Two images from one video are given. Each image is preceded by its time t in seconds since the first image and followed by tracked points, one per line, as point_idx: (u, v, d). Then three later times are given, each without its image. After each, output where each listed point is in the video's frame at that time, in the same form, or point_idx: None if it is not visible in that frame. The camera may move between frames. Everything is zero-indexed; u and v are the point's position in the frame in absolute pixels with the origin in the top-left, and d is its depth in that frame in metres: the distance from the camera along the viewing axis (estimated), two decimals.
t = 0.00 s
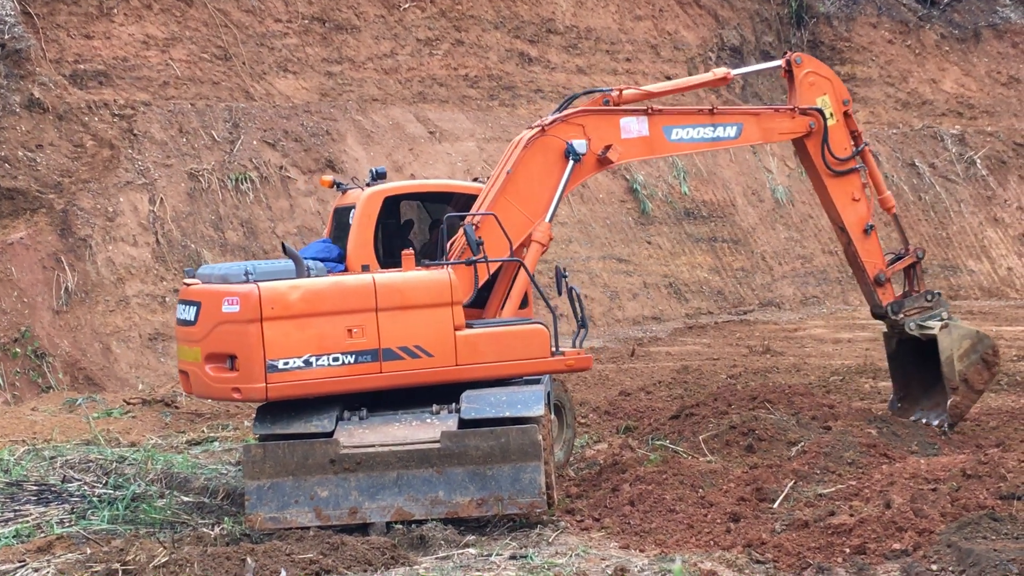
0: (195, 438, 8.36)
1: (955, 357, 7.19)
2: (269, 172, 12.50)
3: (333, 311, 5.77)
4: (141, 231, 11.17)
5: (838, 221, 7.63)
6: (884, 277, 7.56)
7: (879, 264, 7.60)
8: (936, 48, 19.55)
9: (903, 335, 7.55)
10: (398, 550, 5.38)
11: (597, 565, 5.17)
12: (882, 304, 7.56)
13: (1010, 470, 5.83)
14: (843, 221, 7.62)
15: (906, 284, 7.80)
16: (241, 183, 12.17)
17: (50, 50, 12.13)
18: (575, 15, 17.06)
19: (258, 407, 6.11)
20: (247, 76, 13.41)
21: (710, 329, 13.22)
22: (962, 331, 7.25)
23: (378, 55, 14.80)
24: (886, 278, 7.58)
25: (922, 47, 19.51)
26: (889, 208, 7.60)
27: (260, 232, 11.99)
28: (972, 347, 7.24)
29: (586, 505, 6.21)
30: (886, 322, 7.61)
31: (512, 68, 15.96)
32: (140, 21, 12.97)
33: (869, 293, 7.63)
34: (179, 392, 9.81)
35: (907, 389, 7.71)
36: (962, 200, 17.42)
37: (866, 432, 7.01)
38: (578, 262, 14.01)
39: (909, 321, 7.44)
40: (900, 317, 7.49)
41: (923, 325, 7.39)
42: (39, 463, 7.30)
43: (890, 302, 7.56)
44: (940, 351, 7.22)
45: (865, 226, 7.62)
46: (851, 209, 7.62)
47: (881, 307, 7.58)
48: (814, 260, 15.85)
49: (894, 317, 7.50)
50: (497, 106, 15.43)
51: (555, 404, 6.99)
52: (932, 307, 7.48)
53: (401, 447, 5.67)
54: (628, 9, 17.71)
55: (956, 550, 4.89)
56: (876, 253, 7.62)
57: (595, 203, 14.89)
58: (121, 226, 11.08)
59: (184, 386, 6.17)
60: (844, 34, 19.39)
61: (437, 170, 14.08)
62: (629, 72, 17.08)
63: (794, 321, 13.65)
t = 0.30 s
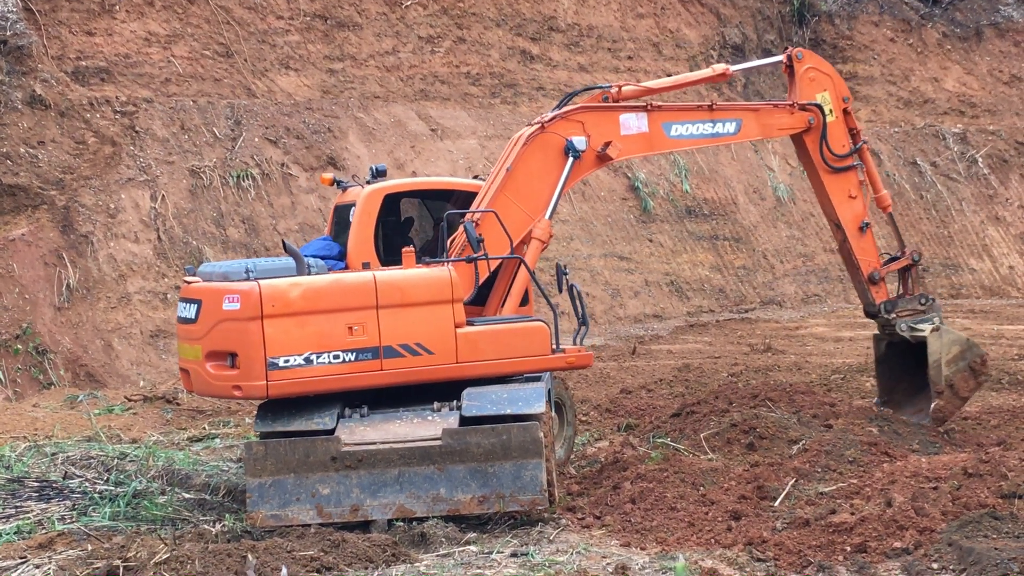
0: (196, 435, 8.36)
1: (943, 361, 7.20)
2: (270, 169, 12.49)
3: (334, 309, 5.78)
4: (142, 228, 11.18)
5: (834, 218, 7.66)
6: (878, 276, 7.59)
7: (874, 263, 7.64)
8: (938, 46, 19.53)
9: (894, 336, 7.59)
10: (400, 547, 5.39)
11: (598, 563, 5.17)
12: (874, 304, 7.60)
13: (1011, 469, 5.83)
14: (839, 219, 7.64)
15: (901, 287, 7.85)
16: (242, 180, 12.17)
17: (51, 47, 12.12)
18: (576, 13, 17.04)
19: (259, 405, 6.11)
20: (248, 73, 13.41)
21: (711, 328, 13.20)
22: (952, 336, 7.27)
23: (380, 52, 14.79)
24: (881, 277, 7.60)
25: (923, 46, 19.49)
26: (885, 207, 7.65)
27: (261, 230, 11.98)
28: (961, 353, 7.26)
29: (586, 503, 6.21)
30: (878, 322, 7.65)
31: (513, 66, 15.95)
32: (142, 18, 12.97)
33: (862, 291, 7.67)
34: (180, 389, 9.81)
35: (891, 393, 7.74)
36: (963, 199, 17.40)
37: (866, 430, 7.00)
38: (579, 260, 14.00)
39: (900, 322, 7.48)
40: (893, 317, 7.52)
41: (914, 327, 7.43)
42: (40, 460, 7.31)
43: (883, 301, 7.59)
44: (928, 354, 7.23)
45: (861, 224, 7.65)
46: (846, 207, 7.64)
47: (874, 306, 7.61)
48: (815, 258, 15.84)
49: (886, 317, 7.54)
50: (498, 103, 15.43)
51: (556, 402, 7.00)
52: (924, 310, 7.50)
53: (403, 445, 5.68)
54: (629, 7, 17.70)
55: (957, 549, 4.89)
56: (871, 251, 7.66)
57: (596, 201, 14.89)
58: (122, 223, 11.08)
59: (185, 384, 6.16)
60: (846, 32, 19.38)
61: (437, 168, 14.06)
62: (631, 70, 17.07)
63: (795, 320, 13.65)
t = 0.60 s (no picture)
0: (196, 435, 8.36)
1: (921, 370, 7.38)
2: (271, 169, 12.49)
3: (339, 309, 5.78)
4: (143, 228, 11.18)
5: (826, 218, 7.81)
6: (865, 279, 7.75)
7: (860, 265, 7.80)
8: (939, 47, 19.53)
9: (874, 342, 7.76)
10: (400, 547, 5.38)
11: (599, 564, 5.17)
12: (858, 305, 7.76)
13: (1012, 469, 5.83)
14: (830, 219, 7.80)
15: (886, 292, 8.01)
16: (243, 180, 12.17)
17: (53, 47, 12.13)
18: (577, 13, 17.05)
19: (262, 405, 6.10)
20: (249, 73, 13.41)
21: (712, 328, 13.21)
22: (932, 348, 7.45)
23: (381, 52, 14.79)
24: (867, 279, 7.76)
25: (924, 47, 19.49)
26: (875, 209, 7.76)
27: (262, 230, 11.99)
28: (940, 363, 7.46)
29: (587, 503, 6.21)
30: (861, 325, 7.81)
31: (515, 66, 15.95)
32: (143, 18, 12.97)
33: (848, 292, 7.83)
34: (181, 389, 9.82)
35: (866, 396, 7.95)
36: (964, 199, 17.39)
37: (867, 431, 7.00)
38: (580, 260, 14.00)
39: (883, 326, 7.65)
40: (876, 320, 7.69)
41: (896, 334, 7.59)
42: (41, 459, 7.32)
43: (868, 304, 7.74)
44: (908, 361, 7.42)
45: (852, 224, 7.81)
46: (838, 207, 7.79)
47: (858, 307, 7.76)
48: (816, 259, 15.83)
49: (869, 320, 7.71)
50: (499, 103, 15.43)
51: (557, 402, 7.01)
52: (907, 319, 7.69)
53: (405, 445, 5.68)
54: (631, 7, 17.70)
55: (957, 549, 4.89)
56: (859, 253, 7.84)
57: (597, 201, 14.89)
58: (123, 223, 11.09)
59: (187, 383, 6.15)
60: (847, 32, 19.37)
61: (438, 168, 14.07)
62: (632, 70, 17.07)
63: (796, 320, 13.65)
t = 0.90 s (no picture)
0: (197, 437, 8.35)
1: (899, 374, 7.46)
2: (270, 171, 12.49)
3: (339, 311, 5.78)
4: (142, 230, 11.18)
5: (816, 215, 7.84)
6: (853, 278, 7.80)
7: (848, 266, 7.84)
8: (939, 47, 19.53)
9: (856, 345, 7.83)
10: (400, 549, 5.38)
11: (599, 565, 5.17)
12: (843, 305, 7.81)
13: (1012, 470, 5.83)
14: (820, 216, 7.83)
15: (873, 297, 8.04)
16: (243, 182, 12.17)
17: (52, 50, 12.13)
18: (577, 14, 17.07)
19: (262, 408, 6.10)
20: (249, 75, 13.41)
21: (712, 329, 13.21)
22: (912, 354, 7.54)
23: (380, 54, 14.79)
24: (854, 278, 7.81)
25: (924, 47, 19.50)
26: (867, 211, 7.85)
27: (262, 232, 11.99)
28: (919, 372, 7.56)
29: (587, 504, 6.21)
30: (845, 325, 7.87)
31: (514, 67, 15.95)
32: (142, 20, 12.97)
33: (836, 291, 7.88)
34: (181, 391, 9.82)
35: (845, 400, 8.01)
36: (964, 200, 17.39)
37: (868, 431, 7.00)
38: (580, 261, 14.00)
39: (867, 328, 7.72)
40: (860, 320, 7.75)
41: (878, 338, 7.68)
42: (41, 462, 7.31)
43: (854, 304, 7.80)
44: (888, 362, 7.50)
45: (842, 223, 7.81)
46: (830, 206, 7.82)
47: (845, 307, 7.81)
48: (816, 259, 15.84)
49: (853, 319, 7.77)
50: (498, 105, 15.44)
51: (557, 404, 7.01)
52: (891, 325, 7.75)
53: (405, 446, 5.67)
54: (630, 9, 17.71)
55: (957, 549, 4.89)
56: (848, 252, 7.85)
57: (597, 202, 14.89)
58: (123, 225, 11.08)
59: (187, 386, 6.14)
60: (846, 33, 19.37)
61: (438, 169, 14.07)
62: (631, 71, 17.07)
63: (796, 321, 13.65)
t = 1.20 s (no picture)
0: (196, 437, 8.36)
1: (870, 385, 7.55)
2: (270, 172, 12.50)
3: (343, 311, 5.78)
4: (142, 231, 11.18)
5: (804, 217, 7.86)
6: (835, 284, 7.86)
7: (832, 271, 7.89)
8: (938, 47, 19.55)
9: (831, 354, 7.89)
10: (400, 549, 5.38)
11: (599, 565, 5.17)
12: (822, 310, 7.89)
13: (1012, 469, 5.83)
14: (808, 219, 7.85)
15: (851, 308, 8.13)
16: (242, 183, 12.18)
17: (51, 50, 12.13)
18: (576, 15, 17.07)
19: (263, 408, 6.10)
20: (248, 76, 13.41)
21: (711, 329, 13.21)
22: (885, 367, 7.66)
23: (379, 55, 14.79)
24: (837, 284, 7.88)
25: (923, 47, 19.51)
26: (853, 219, 7.81)
27: (261, 232, 11.99)
28: (889, 386, 7.64)
29: (587, 504, 6.21)
30: (823, 330, 7.93)
31: (513, 68, 15.96)
32: (141, 21, 12.97)
33: (817, 295, 7.94)
34: (181, 391, 9.81)
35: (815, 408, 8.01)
36: (963, 199, 17.39)
37: (868, 431, 7.00)
38: (579, 261, 14.00)
39: (844, 335, 7.82)
40: (838, 326, 7.83)
41: (853, 346, 7.77)
42: (41, 463, 7.31)
43: (835, 309, 7.87)
44: (860, 371, 7.60)
45: (829, 228, 7.87)
46: (818, 209, 7.84)
47: (825, 312, 7.89)
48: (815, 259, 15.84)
49: (831, 325, 7.85)
50: (497, 105, 15.45)
51: (557, 404, 7.02)
52: (867, 337, 7.85)
53: (404, 447, 5.68)
54: (629, 9, 17.71)
55: (957, 549, 4.89)
56: (832, 257, 7.90)
57: (596, 202, 14.89)
58: (122, 226, 11.08)
59: (188, 387, 6.13)
60: (845, 33, 19.37)
61: (437, 170, 14.08)
62: (631, 71, 17.08)
63: (796, 321, 13.64)
